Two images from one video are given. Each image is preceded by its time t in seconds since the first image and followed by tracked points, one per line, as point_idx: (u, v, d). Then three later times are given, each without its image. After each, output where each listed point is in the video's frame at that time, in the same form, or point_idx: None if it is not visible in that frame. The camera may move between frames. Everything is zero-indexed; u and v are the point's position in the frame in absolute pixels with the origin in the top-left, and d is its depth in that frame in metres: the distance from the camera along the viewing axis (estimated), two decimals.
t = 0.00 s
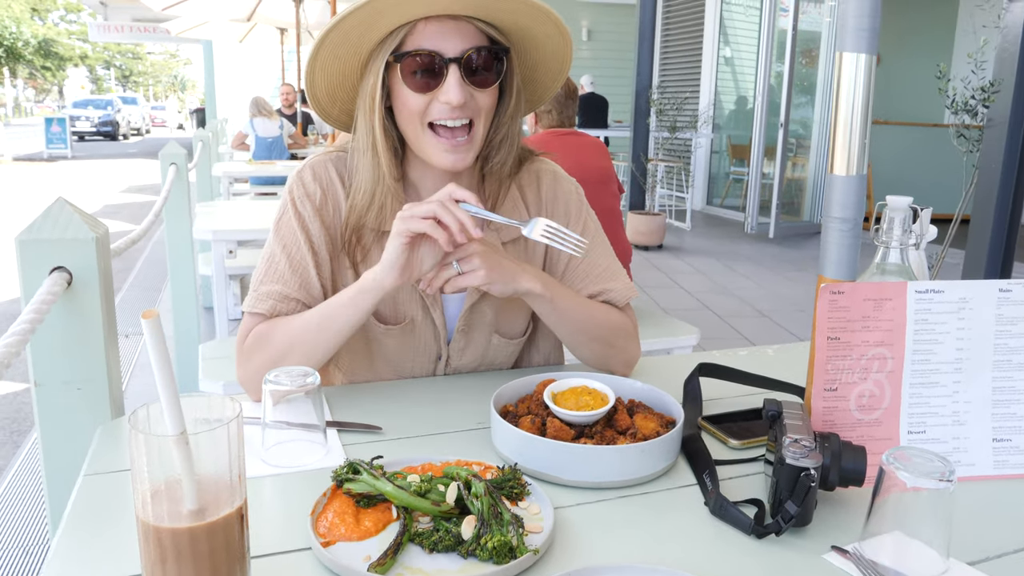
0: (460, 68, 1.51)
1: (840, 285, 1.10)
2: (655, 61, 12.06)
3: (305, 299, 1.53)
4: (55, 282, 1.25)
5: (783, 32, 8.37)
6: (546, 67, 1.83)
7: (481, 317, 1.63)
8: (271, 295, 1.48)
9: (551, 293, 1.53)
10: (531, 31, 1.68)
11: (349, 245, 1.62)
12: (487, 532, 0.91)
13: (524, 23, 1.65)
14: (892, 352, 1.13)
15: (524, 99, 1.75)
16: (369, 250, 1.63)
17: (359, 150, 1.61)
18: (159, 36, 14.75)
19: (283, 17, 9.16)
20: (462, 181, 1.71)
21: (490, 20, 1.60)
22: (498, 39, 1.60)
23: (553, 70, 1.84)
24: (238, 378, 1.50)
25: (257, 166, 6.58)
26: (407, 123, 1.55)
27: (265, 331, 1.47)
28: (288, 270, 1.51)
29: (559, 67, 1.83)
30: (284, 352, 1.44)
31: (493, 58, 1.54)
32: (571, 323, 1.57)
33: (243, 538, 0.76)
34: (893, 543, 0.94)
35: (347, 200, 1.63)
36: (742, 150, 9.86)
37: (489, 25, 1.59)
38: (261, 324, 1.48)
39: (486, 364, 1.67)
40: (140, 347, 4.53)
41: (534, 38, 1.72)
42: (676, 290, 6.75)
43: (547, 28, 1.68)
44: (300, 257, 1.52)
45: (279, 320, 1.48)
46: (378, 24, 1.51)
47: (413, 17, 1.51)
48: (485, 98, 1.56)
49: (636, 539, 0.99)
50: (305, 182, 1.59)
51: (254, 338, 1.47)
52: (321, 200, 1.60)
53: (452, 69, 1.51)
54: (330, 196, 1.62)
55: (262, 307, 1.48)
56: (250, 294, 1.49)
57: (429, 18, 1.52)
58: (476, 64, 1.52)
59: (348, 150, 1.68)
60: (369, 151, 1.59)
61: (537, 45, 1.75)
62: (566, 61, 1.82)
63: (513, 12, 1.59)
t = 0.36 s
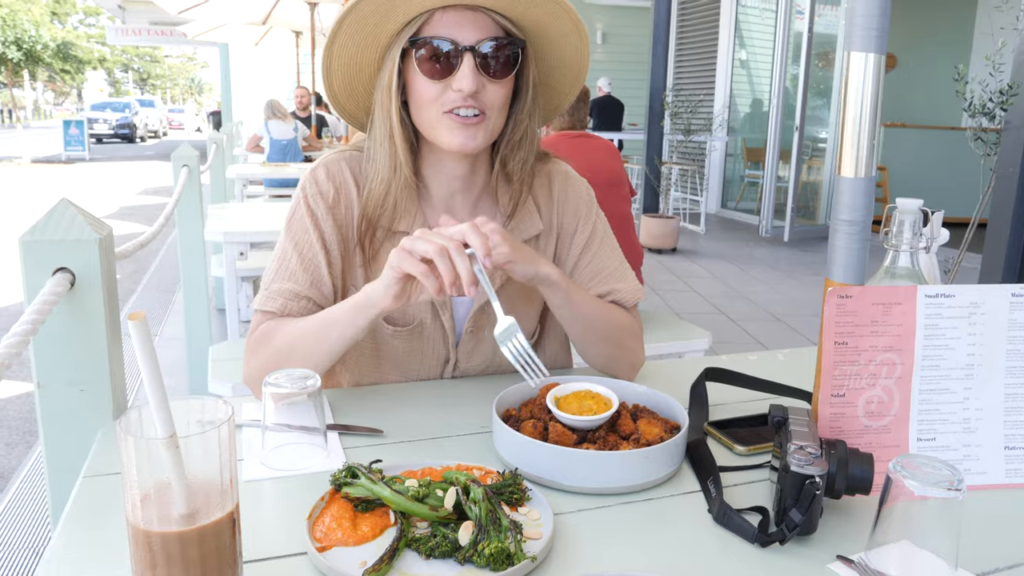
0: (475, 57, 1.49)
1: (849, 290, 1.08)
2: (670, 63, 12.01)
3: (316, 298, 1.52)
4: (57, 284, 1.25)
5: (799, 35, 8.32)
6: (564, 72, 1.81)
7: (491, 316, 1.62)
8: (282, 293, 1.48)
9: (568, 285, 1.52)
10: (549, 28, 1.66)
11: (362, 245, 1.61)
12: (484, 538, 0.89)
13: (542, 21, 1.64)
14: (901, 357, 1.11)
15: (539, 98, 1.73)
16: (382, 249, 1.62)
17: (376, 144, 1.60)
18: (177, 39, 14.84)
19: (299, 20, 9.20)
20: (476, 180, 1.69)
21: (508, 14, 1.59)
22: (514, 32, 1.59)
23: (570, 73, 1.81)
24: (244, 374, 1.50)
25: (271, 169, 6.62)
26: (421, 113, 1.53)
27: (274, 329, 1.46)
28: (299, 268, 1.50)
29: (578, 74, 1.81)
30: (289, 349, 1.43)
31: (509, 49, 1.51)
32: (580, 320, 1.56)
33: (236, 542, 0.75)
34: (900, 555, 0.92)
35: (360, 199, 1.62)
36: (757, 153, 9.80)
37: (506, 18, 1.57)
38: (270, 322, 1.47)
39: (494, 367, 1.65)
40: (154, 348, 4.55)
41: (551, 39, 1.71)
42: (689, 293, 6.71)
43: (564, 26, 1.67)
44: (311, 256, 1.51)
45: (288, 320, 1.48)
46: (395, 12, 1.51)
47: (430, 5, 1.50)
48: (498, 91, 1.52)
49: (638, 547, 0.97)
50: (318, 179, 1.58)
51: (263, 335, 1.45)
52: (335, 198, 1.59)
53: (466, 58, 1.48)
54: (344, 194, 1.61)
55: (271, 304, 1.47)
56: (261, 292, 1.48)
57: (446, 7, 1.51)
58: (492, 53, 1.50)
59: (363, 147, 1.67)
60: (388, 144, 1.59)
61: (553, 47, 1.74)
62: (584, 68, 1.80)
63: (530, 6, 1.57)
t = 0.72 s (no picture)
0: (475, 56, 1.47)
1: (837, 273, 1.08)
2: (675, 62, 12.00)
3: (318, 298, 1.52)
4: (58, 272, 1.27)
5: (804, 33, 8.30)
6: (565, 70, 1.82)
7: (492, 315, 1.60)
8: (285, 294, 1.46)
9: (579, 269, 1.51)
10: (552, 27, 1.66)
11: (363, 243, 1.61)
12: (471, 515, 0.91)
13: (543, 19, 1.63)
14: (890, 341, 1.11)
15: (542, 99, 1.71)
16: (383, 246, 1.62)
17: (375, 144, 1.59)
18: (184, 42, 14.89)
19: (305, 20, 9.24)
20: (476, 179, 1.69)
21: (509, 12, 1.58)
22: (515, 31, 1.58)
23: (572, 71, 1.81)
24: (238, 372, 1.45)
25: (277, 168, 6.65)
26: (420, 114, 1.51)
27: (273, 328, 1.43)
28: (301, 268, 1.49)
29: (578, 72, 1.82)
30: (287, 345, 1.39)
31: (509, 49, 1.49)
32: (590, 304, 1.55)
33: (225, 515, 0.77)
34: (885, 534, 0.93)
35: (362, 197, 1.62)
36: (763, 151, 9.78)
37: (506, 16, 1.57)
38: (269, 320, 1.45)
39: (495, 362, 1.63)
40: (161, 346, 4.59)
41: (551, 39, 1.71)
42: (695, 291, 6.70)
43: (565, 26, 1.67)
44: (313, 255, 1.51)
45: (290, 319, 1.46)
46: (396, 9, 1.51)
47: (430, 3, 1.49)
48: (499, 91, 1.50)
49: (625, 526, 0.98)
50: (320, 177, 1.58)
51: (261, 334, 1.42)
52: (336, 196, 1.59)
53: (467, 57, 1.46)
54: (345, 192, 1.61)
55: (274, 306, 1.45)
56: (262, 292, 1.47)
57: (446, 5, 1.51)
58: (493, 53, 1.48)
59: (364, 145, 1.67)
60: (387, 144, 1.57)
61: (554, 46, 1.74)
62: (585, 67, 1.81)
63: (531, 5, 1.57)
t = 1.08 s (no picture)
0: (463, 56, 1.46)
1: (824, 248, 1.09)
2: (688, 58, 11.95)
3: (311, 284, 1.53)
4: (67, 255, 1.30)
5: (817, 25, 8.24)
6: (555, 58, 1.81)
7: (489, 300, 1.61)
8: (276, 278, 1.48)
9: (568, 254, 1.50)
10: (540, 21, 1.65)
11: (357, 233, 1.63)
12: (460, 483, 0.93)
13: (531, 13, 1.62)
14: (879, 315, 1.12)
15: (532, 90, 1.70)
16: (379, 235, 1.64)
17: (366, 140, 1.60)
18: (201, 44, 15.00)
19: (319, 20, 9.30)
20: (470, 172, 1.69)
21: (494, 8, 1.56)
22: (502, 27, 1.57)
23: (561, 58, 1.81)
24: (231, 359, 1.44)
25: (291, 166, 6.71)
26: (410, 113, 1.51)
27: (265, 311, 1.44)
28: (294, 254, 1.51)
29: (567, 59, 1.81)
30: (279, 325, 1.41)
31: (496, 47, 1.48)
32: (584, 287, 1.55)
33: (216, 475, 0.80)
34: (872, 504, 0.93)
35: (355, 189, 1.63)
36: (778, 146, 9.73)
37: (493, 14, 1.55)
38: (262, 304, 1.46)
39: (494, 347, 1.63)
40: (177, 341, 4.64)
41: (541, 30, 1.70)
42: (709, 286, 6.67)
43: (553, 19, 1.66)
44: (308, 241, 1.53)
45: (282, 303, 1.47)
46: (381, 11, 1.49)
47: (415, 4, 1.48)
48: (486, 89, 1.49)
49: (611, 497, 0.99)
50: (316, 167, 1.60)
51: (254, 318, 1.44)
52: (332, 185, 1.61)
53: (454, 57, 1.45)
54: (341, 181, 1.63)
55: (265, 289, 1.47)
56: (256, 276, 1.48)
57: (431, 5, 1.49)
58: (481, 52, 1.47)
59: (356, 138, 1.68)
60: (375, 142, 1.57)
61: (543, 37, 1.72)
62: (575, 53, 1.80)
63: None
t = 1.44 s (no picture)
0: (484, 65, 1.47)
1: (848, 244, 1.08)
2: (724, 75, 11.89)
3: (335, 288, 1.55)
4: (100, 259, 1.34)
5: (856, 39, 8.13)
6: (576, 63, 1.82)
7: (512, 305, 1.60)
8: (300, 282, 1.50)
9: (578, 260, 1.48)
10: (560, 28, 1.66)
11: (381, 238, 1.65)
12: (475, 479, 0.92)
13: (551, 20, 1.63)
14: (907, 313, 1.09)
15: (554, 95, 1.72)
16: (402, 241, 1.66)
17: (389, 147, 1.62)
18: (245, 70, 15.39)
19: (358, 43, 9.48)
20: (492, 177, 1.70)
21: (515, 16, 1.58)
22: (523, 36, 1.58)
23: (582, 63, 1.82)
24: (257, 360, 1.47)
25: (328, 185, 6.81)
26: (432, 122, 1.53)
27: (289, 313, 1.46)
28: (318, 258, 1.53)
29: (588, 64, 1.82)
30: (301, 325, 1.43)
31: (516, 56, 1.50)
32: (604, 295, 1.53)
33: (231, 464, 0.82)
34: (899, 505, 0.90)
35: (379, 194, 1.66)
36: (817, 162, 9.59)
37: (513, 22, 1.57)
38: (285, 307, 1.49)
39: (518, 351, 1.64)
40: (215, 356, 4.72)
41: (561, 37, 1.71)
42: (747, 303, 6.56)
43: (573, 25, 1.67)
44: (332, 246, 1.55)
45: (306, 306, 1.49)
46: (402, 23, 1.52)
47: (436, 15, 1.50)
48: (508, 97, 1.51)
49: (629, 496, 0.98)
50: (340, 173, 1.62)
51: (277, 320, 1.46)
52: (355, 192, 1.63)
53: (475, 67, 1.47)
54: (364, 188, 1.65)
55: (289, 292, 1.49)
56: (280, 280, 1.51)
57: (452, 15, 1.51)
58: (501, 61, 1.48)
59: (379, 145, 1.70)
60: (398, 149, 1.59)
61: (564, 42, 1.74)
62: (595, 57, 1.81)
63: (538, 8, 1.56)
